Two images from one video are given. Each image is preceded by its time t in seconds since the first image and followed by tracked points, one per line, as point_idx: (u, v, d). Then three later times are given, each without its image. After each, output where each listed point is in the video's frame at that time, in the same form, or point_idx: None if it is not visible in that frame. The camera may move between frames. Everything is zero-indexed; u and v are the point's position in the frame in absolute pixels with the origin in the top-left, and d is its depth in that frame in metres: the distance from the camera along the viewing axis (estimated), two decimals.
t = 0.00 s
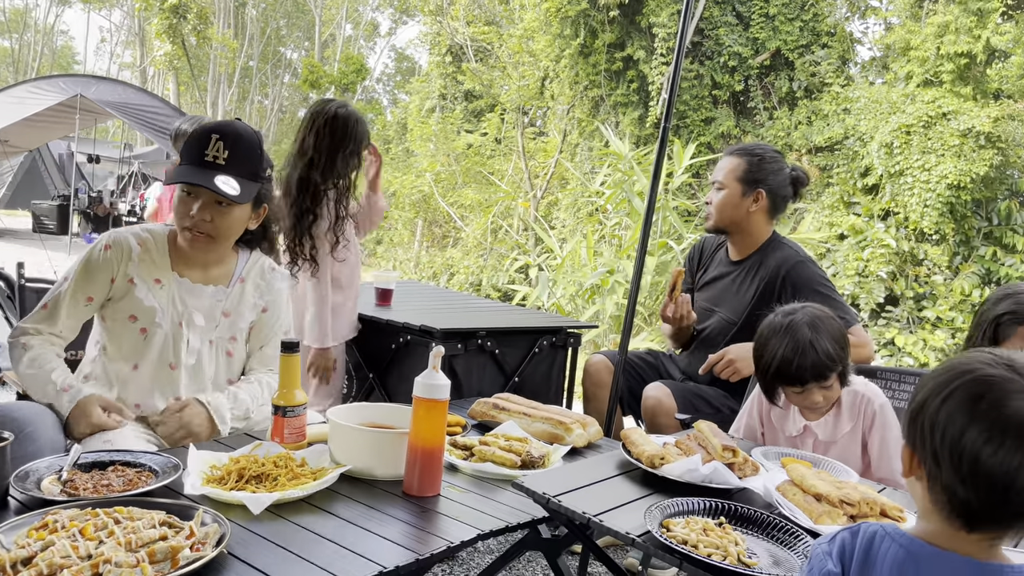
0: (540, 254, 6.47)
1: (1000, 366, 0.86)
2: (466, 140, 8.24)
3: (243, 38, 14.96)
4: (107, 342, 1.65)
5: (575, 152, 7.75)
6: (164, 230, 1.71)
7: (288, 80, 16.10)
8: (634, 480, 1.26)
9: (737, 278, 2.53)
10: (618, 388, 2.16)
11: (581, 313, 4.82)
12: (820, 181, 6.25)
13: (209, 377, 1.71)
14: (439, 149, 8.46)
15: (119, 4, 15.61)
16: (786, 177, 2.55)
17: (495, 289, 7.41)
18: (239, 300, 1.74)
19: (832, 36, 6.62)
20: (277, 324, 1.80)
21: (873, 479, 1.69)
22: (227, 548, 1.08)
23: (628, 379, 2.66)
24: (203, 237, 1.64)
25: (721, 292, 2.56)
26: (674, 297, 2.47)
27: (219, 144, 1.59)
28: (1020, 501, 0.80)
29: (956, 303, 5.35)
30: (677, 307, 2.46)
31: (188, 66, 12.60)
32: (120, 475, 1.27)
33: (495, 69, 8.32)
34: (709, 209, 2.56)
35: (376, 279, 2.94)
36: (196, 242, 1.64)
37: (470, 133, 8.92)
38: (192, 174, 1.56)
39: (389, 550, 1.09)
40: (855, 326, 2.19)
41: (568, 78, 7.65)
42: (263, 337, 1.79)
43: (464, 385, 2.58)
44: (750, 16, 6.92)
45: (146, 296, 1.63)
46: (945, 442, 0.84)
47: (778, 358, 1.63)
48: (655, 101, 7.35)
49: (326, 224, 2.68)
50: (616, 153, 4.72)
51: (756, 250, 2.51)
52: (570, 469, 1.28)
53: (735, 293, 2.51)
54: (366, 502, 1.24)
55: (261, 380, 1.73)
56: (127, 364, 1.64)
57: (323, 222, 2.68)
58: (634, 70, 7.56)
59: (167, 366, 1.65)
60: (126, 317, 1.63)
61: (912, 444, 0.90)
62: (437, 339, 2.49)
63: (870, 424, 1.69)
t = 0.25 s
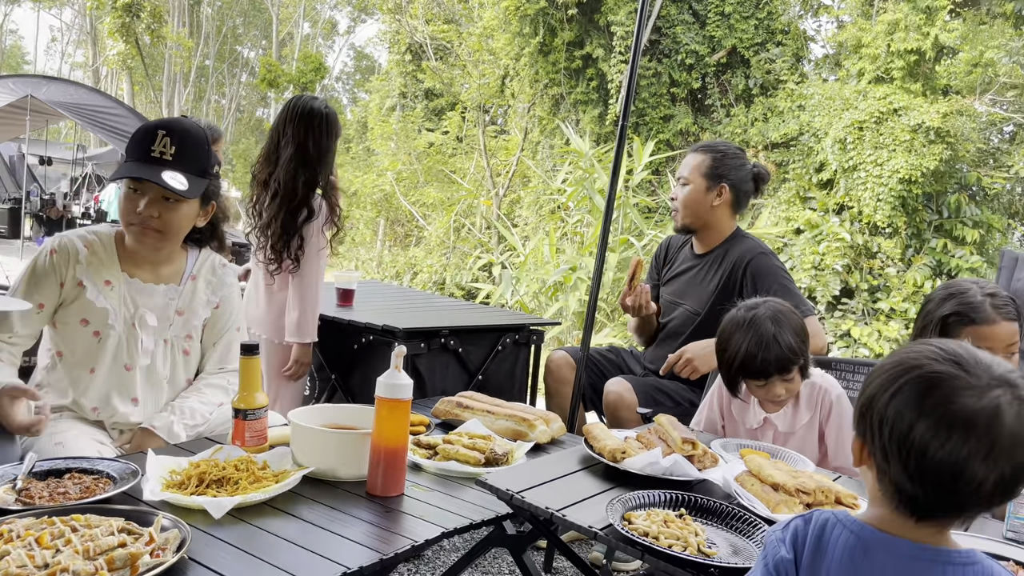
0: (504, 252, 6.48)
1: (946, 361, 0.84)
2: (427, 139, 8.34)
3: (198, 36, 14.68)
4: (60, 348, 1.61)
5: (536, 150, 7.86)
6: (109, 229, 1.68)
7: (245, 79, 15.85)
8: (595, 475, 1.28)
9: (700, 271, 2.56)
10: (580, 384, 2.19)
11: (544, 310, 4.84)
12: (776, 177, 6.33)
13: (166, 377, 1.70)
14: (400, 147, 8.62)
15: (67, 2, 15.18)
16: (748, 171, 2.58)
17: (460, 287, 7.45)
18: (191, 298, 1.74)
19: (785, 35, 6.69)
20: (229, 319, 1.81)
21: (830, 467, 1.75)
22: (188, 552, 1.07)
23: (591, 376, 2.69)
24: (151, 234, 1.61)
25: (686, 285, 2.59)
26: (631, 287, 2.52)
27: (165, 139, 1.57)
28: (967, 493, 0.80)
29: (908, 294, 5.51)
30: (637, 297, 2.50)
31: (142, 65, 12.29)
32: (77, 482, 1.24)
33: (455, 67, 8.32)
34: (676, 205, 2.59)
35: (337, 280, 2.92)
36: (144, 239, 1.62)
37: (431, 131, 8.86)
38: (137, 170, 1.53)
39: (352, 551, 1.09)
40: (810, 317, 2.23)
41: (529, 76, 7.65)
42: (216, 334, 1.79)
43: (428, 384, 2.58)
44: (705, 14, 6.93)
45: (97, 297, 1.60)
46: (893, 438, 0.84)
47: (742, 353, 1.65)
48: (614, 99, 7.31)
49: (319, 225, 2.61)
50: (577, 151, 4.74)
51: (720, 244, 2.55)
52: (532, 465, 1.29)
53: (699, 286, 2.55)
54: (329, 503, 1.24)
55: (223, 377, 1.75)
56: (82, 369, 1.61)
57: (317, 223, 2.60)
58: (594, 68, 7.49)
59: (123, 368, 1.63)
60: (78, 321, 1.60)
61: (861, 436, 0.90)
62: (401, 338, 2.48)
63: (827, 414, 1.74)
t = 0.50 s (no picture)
0: (463, 250, 6.46)
1: (898, 356, 0.86)
2: (384, 136, 8.28)
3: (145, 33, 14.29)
4: None
5: (493, 148, 7.78)
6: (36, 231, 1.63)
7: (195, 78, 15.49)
8: (557, 470, 1.28)
9: (664, 265, 2.59)
10: (541, 379, 2.18)
11: (504, 307, 4.84)
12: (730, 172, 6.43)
13: (109, 377, 1.65)
14: (356, 146, 8.56)
15: None
16: (711, 168, 2.62)
17: (420, 286, 7.48)
18: (130, 296, 1.68)
19: (738, 31, 6.80)
20: (174, 316, 1.74)
21: (786, 457, 1.79)
22: (145, 560, 1.04)
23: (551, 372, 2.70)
24: (85, 233, 1.59)
25: (650, 279, 2.61)
26: (594, 281, 2.55)
27: (93, 135, 1.53)
28: (920, 483, 0.83)
29: (860, 285, 5.64)
30: (599, 291, 2.53)
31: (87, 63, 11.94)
32: (27, 491, 1.21)
33: (410, 65, 8.24)
34: (640, 199, 2.61)
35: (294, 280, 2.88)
36: (78, 239, 1.59)
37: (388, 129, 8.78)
38: (66, 170, 1.49)
39: (312, 553, 1.08)
40: (766, 311, 2.26)
41: (485, 74, 7.65)
42: (160, 332, 1.73)
43: (387, 384, 2.57)
44: (659, 11, 7.00)
45: (29, 300, 1.55)
46: (849, 433, 0.86)
47: (704, 346, 1.67)
48: (570, 96, 7.27)
49: (284, 220, 2.64)
50: (535, 148, 4.74)
51: (684, 239, 2.58)
52: (494, 462, 1.29)
53: (662, 279, 2.57)
54: (288, 506, 1.22)
55: (169, 376, 1.68)
56: (22, 375, 1.56)
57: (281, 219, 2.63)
58: (549, 66, 7.42)
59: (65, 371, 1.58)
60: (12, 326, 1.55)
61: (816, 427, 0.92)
62: (359, 338, 2.45)
63: (784, 404, 1.78)
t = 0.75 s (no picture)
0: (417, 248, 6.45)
1: (847, 341, 0.86)
2: (334, 135, 8.30)
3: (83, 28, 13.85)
4: None
5: (446, 146, 7.77)
6: None
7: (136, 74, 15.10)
8: (512, 464, 1.29)
9: (620, 259, 2.61)
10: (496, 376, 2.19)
11: (459, 305, 4.85)
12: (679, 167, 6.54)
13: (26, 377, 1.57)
14: (307, 144, 8.58)
15: None
16: (667, 165, 2.65)
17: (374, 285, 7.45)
18: (48, 293, 1.59)
19: (686, 28, 6.87)
20: (95, 309, 1.63)
21: (738, 446, 1.82)
22: (89, 569, 1.00)
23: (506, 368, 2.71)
24: (13, 238, 1.52)
25: (606, 273, 2.63)
26: (549, 271, 2.54)
27: (18, 136, 1.45)
28: (873, 466, 0.83)
29: (808, 278, 5.88)
30: (555, 280, 2.52)
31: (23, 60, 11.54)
32: None
33: (360, 62, 8.16)
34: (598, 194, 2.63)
35: (244, 280, 2.83)
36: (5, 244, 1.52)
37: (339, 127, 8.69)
38: None
39: (265, 556, 1.06)
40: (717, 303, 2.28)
41: (436, 71, 7.62)
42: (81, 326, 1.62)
43: (341, 385, 2.54)
44: (609, 9, 7.06)
45: None
46: (803, 420, 0.85)
47: (663, 339, 1.69)
48: (522, 94, 7.24)
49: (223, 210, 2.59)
50: (487, 145, 4.74)
51: (640, 233, 2.60)
52: (450, 459, 1.29)
53: (619, 273, 2.59)
54: (240, 509, 1.20)
55: (71, 362, 1.53)
56: None
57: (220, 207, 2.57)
58: (500, 63, 7.35)
59: None
60: None
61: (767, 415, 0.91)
62: (312, 338, 2.42)
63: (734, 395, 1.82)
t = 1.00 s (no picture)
0: (372, 246, 6.40)
1: (797, 329, 0.87)
2: (285, 133, 8.20)
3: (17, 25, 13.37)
4: None
5: (399, 143, 7.74)
6: None
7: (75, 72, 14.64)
8: (470, 460, 1.28)
9: (576, 254, 2.63)
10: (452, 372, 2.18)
11: (416, 303, 4.84)
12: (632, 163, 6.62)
13: None
14: (256, 143, 8.42)
15: None
16: (620, 161, 2.69)
17: (326, 285, 7.37)
18: None
19: (635, 25, 6.90)
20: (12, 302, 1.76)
21: (694, 436, 1.84)
22: None
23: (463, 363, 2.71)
24: None
25: (562, 267, 2.65)
26: (505, 262, 2.54)
27: None
28: (829, 452, 0.85)
29: (758, 271, 5.96)
30: (510, 272, 2.53)
31: None
32: None
33: (310, 59, 8.15)
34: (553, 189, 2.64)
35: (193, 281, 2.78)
36: None
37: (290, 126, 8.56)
38: None
39: (218, 559, 1.04)
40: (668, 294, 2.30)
41: (387, 68, 7.55)
42: None
43: (296, 385, 2.51)
44: (559, 5, 7.07)
45: None
46: (761, 410, 0.85)
47: (621, 331, 1.71)
48: (473, 91, 7.20)
49: (156, 212, 2.52)
50: (440, 142, 4.73)
51: (595, 228, 2.63)
52: (407, 456, 1.28)
53: (574, 267, 2.61)
54: (192, 514, 1.18)
55: None
56: None
57: (155, 211, 2.51)
58: (451, 60, 7.31)
59: None
60: None
61: (721, 405, 0.91)
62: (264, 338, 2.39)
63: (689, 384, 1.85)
